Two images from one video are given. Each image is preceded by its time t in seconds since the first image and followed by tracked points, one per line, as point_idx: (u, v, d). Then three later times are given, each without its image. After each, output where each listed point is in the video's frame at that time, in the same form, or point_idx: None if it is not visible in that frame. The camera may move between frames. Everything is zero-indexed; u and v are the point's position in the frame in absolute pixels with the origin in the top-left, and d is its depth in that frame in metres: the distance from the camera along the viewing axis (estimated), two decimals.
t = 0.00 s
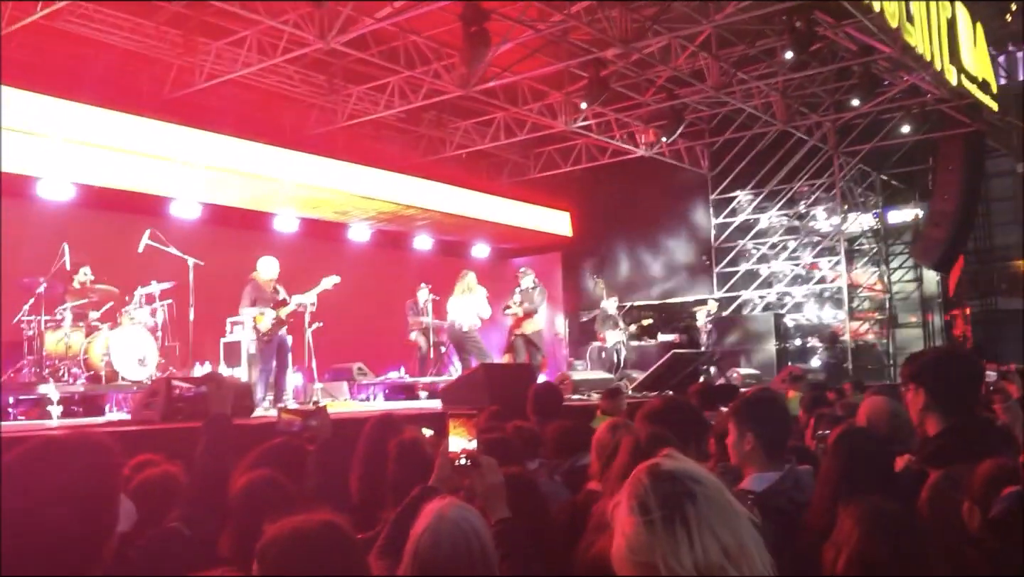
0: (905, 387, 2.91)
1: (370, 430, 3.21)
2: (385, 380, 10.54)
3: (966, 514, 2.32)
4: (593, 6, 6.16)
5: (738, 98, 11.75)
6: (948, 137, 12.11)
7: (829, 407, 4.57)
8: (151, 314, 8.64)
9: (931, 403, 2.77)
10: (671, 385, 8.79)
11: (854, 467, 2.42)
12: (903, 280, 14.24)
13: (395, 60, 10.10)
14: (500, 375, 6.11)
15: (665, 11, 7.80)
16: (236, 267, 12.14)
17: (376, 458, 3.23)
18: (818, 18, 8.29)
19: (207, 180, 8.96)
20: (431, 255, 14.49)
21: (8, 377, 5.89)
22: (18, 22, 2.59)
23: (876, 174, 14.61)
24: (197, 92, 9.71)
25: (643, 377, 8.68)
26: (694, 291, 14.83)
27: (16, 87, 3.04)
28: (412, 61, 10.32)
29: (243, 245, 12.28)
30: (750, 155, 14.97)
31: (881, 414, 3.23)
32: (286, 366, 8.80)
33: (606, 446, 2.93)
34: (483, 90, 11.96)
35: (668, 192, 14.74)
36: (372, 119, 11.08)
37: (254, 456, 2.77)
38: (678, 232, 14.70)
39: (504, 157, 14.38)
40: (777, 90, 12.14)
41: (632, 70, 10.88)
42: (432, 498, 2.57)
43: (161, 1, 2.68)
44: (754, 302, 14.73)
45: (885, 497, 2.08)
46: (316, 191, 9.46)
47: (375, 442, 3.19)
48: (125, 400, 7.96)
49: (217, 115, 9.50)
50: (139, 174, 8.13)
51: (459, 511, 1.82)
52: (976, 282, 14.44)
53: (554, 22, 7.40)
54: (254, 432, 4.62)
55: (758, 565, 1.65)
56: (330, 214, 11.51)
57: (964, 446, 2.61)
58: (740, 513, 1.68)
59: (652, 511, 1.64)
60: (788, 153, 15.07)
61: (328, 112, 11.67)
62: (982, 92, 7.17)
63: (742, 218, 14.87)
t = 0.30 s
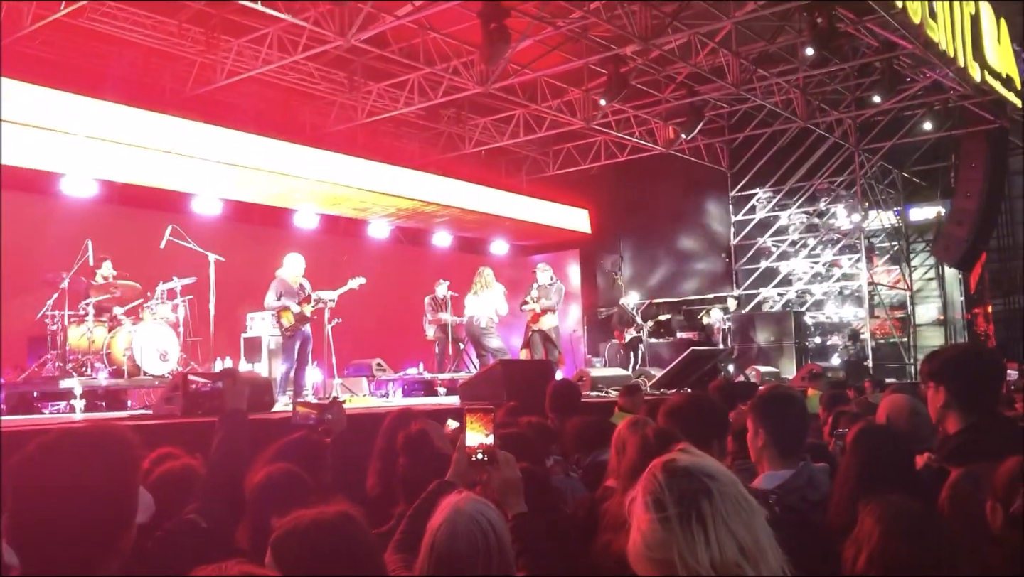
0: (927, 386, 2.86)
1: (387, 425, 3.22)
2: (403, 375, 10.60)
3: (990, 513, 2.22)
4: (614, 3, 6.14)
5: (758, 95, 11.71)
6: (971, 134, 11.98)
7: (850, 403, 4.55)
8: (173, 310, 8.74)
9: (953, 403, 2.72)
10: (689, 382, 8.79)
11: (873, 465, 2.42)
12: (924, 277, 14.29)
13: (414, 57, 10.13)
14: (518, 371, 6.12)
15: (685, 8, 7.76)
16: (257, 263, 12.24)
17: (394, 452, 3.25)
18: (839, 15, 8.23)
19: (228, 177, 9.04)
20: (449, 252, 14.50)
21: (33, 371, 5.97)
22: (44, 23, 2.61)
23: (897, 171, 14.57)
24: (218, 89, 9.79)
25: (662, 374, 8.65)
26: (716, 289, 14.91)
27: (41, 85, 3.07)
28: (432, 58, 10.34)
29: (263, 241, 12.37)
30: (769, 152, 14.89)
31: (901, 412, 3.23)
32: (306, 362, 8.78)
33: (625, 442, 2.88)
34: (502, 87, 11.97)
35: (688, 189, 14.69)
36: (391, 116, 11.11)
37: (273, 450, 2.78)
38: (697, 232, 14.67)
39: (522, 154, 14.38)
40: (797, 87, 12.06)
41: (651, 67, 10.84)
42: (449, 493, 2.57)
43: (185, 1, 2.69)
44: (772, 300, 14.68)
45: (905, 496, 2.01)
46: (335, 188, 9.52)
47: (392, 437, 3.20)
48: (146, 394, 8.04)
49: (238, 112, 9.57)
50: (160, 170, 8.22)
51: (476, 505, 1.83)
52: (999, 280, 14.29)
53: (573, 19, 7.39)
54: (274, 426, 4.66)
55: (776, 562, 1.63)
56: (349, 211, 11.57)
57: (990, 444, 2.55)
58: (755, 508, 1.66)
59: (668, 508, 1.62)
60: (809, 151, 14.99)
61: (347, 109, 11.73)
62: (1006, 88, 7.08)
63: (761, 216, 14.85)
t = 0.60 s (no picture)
0: (936, 382, 2.85)
1: (394, 425, 3.22)
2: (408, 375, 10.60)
3: (1000, 510, 2.18)
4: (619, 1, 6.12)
5: (762, 92, 11.68)
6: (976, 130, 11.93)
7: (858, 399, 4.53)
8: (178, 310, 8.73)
9: (963, 399, 2.70)
10: (694, 380, 8.80)
11: (881, 463, 2.41)
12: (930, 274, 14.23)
13: (417, 57, 10.13)
14: (524, 370, 6.11)
15: (689, 5, 7.74)
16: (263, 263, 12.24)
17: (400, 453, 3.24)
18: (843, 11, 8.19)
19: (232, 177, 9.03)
20: (455, 251, 14.57)
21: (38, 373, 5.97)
22: (46, 24, 2.61)
23: (902, 168, 14.53)
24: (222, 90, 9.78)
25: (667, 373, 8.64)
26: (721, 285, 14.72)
27: (45, 87, 3.07)
28: (435, 57, 10.32)
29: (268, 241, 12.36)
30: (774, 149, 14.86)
31: (908, 409, 3.22)
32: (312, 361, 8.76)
33: (633, 442, 2.87)
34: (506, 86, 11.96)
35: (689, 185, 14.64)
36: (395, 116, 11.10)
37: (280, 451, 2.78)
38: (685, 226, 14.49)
39: (526, 153, 14.36)
40: (802, 84, 12.01)
41: (655, 64, 10.82)
42: (456, 494, 2.57)
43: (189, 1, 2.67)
44: (778, 298, 14.62)
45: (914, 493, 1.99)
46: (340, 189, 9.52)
47: (398, 438, 3.19)
48: (152, 396, 8.04)
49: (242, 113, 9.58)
50: (164, 171, 8.22)
51: (484, 505, 1.82)
52: (1005, 276, 14.24)
53: (577, 18, 7.39)
54: (280, 427, 4.67)
55: (784, 568, 1.64)
56: (354, 211, 11.57)
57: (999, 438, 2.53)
58: (768, 514, 1.67)
59: (683, 513, 1.61)
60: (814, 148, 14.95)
61: (351, 109, 11.73)
62: (1012, 83, 7.05)
63: (767, 213, 14.77)
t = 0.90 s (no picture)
0: (938, 374, 2.84)
1: (393, 424, 3.21)
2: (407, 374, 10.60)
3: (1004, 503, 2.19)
4: None
5: (759, 87, 11.67)
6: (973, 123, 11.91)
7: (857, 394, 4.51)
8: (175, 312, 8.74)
9: (963, 392, 2.71)
10: (693, 376, 8.80)
11: (882, 455, 2.42)
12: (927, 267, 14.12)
13: (413, 56, 10.11)
14: (523, 368, 6.09)
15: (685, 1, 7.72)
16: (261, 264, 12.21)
17: (400, 452, 3.24)
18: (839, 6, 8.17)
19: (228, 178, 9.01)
20: (452, 249, 14.65)
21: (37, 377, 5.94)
22: (41, 27, 2.58)
23: (899, 162, 14.56)
24: (217, 91, 9.74)
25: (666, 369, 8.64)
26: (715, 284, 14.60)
27: (40, 88, 3.04)
28: (431, 56, 10.30)
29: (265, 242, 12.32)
30: (771, 144, 14.84)
31: (904, 403, 3.24)
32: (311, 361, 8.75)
33: (635, 440, 2.86)
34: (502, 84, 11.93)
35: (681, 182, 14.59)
36: (391, 115, 11.08)
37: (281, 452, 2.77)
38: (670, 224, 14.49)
39: (522, 151, 14.34)
40: (798, 78, 11.99)
41: (650, 61, 10.81)
42: (457, 493, 2.57)
43: (185, 3, 2.65)
44: (776, 293, 14.44)
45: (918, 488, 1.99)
46: (337, 189, 9.50)
47: (398, 438, 3.18)
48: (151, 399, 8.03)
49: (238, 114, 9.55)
50: (161, 173, 8.20)
51: (484, 504, 1.81)
52: (1002, 270, 14.26)
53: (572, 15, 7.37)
54: (279, 428, 4.66)
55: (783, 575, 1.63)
56: (351, 210, 11.55)
57: (998, 430, 2.55)
58: (770, 518, 1.66)
59: (681, 514, 1.61)
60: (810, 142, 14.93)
61: (346, 109, 11.70)
62: (1006, 76, 7.05)
63: (764, 209, 14.53)
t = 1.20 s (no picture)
0: (937, 363, 2.86)
1: (392, 416, 3.22)
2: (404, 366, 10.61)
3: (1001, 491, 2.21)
4: None
5: (753, 77, 11.68)
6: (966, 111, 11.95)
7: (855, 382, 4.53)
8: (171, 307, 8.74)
9: (960, 380, 2.72)
10: (689, 365, 8.84)
11: (879, 442, 2.43)
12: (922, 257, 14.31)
13: (406, 47, 10.06)
14: (520, 359, 6.10)
15: None
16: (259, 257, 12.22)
17: (399, 444, 3.24)
18: None
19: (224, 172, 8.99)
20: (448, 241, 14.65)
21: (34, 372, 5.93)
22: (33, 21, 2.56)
23: (893, 151, 14.64)
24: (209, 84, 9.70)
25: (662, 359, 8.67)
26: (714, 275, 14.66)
27: (32, 81, 3.01)
28: (425, 48, 10.26)
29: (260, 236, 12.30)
30: (765, 134, 14.85)
31: (902, 392, 3.26)
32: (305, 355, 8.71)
33: (632, 431, 2.86)
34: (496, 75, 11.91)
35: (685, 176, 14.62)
36: (385, 107, 11.05)
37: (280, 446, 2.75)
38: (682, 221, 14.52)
39: (517, 142, 14.32)
40: (791, 67, 12.02)
41: (644, 52, 10.80)
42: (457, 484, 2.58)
43: None
44: (772, 283, 14.51)
45: (916, 478, 1.99)
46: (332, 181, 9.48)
47: (398, 430, 3.19)
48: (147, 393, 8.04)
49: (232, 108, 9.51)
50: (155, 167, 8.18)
51: (484, 494, 1.82)
52: (995, 257, 14.34)
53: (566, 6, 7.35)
54: (276, 421, 4.66)
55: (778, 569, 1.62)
56: (346, 203, 11.53)
57: (995, 419, 2.56)
58: (768, 511, 1.66)
59: (677, 501, 1.62)
60: (804, 131, 14.95)
61: (340, 101, 11.65)
62: (1000, 64, 7.05)
63: (759, 198, 14.65)
